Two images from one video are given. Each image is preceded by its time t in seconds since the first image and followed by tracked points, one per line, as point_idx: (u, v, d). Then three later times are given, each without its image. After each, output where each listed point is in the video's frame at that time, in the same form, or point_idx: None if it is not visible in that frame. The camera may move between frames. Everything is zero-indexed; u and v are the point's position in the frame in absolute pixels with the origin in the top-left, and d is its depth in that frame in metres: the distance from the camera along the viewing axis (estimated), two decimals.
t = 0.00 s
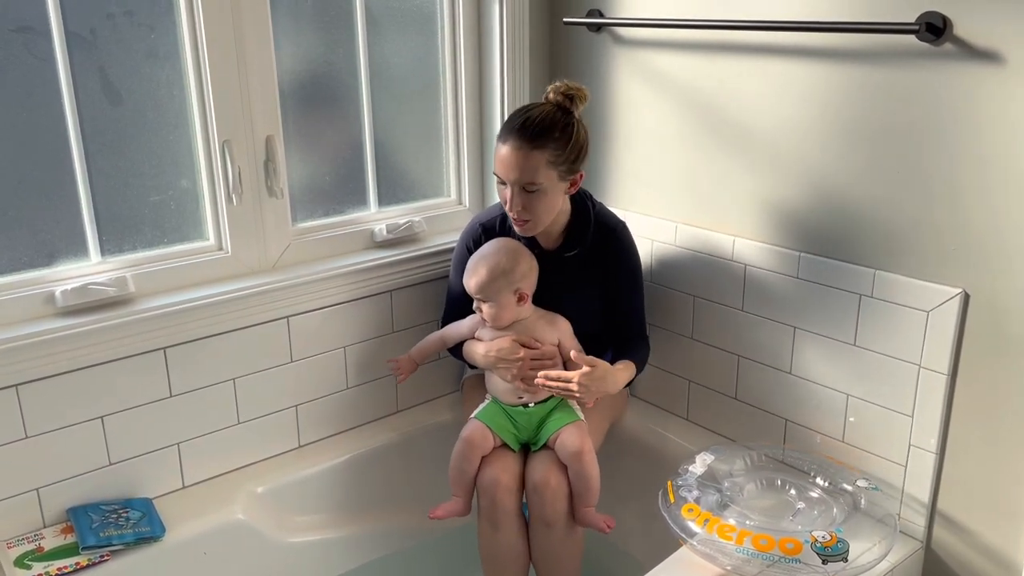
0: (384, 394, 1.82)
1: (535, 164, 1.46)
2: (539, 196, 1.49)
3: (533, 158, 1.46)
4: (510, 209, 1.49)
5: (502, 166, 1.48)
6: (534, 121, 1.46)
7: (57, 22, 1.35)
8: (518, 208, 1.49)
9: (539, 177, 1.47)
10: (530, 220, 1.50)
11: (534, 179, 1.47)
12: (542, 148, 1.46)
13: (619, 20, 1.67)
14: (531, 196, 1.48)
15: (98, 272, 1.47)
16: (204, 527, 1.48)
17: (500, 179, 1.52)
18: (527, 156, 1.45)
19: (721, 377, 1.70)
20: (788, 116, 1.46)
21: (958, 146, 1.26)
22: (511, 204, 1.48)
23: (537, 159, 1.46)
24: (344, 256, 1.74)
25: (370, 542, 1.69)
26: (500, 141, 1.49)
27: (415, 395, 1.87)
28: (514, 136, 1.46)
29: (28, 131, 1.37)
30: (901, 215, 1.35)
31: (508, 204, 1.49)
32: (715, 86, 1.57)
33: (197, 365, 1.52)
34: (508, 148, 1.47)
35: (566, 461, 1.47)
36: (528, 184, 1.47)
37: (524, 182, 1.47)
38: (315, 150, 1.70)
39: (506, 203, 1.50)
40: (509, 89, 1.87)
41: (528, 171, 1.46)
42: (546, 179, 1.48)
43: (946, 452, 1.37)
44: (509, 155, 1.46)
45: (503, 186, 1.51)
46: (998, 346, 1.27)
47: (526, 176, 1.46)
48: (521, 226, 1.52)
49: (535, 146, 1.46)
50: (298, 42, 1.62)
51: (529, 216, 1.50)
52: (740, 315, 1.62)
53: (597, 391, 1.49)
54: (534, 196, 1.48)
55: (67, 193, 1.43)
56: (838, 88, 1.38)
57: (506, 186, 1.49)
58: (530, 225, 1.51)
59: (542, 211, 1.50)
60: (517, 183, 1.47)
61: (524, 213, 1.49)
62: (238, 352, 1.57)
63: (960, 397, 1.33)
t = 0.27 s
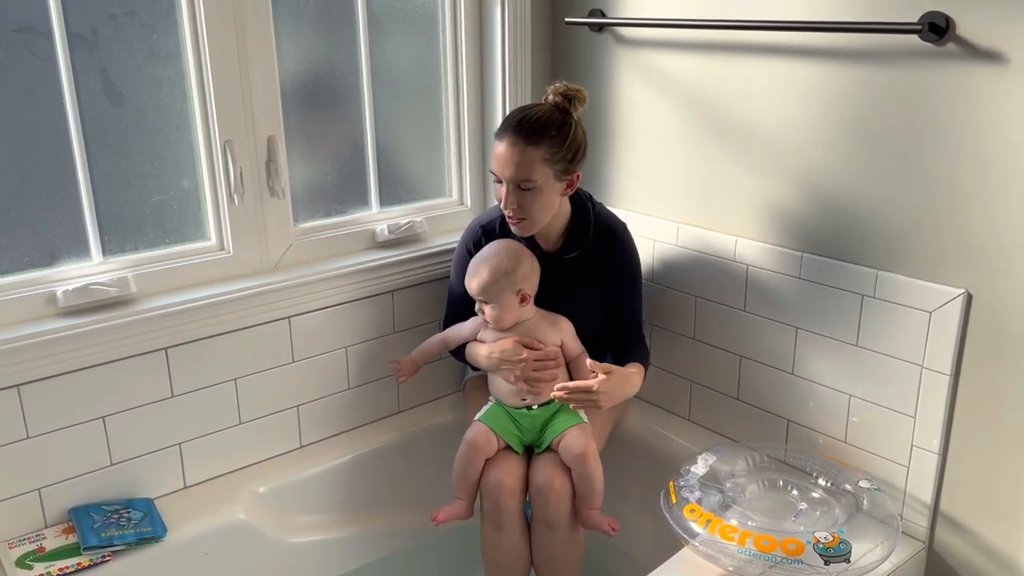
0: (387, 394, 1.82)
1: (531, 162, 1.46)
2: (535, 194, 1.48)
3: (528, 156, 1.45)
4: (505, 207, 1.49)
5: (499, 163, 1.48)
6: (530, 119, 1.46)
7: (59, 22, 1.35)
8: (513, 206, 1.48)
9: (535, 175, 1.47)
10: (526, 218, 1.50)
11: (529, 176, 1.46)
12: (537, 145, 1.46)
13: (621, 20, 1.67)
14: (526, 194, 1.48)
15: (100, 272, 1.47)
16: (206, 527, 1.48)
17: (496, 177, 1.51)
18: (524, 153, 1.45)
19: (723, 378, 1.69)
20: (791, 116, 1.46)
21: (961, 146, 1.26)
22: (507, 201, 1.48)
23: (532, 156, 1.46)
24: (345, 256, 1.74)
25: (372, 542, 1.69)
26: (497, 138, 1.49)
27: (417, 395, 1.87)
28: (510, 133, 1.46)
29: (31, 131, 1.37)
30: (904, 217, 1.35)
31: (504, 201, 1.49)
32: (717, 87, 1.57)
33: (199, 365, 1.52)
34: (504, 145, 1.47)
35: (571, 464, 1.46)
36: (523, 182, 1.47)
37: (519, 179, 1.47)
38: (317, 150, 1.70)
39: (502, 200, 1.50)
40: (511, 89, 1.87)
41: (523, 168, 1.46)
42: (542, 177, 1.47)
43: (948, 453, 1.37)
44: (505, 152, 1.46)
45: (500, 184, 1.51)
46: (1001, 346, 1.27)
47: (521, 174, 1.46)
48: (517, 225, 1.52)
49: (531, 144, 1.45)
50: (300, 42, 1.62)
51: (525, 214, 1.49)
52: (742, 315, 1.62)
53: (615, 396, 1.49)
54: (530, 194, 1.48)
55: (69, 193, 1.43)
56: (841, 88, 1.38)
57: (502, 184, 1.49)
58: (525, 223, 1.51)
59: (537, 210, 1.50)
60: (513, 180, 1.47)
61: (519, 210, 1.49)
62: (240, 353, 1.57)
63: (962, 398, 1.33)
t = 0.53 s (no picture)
0: (388, 395, 1.82)
1: (538, 148, 1.46)
2: (541, 181, 1.48)
3: (535, 140, 1.46)
4: (512, 196, 1.47)
5: (504, 152, 1.47)
6: (532, 107, 1.47)
7: (60, 23, 1.35)
8: (520, 195, 1.47)
9: (542, 160, 1.47)
10: (533, 208, 1.49)
11: (536, 162, 1.46)
12: (542, 131, 1.47)
13: (623, 20, 1.67)
14: (533, 181, 1.47)
15: (102, 272, 1.47)
16: (207, 528, 1.48)
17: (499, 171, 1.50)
18: (531, 137, 1.46)
19: (725, 378, 1.69)
20: (793, 116, 1.46)
21: (963, 146, 1.25)
22: (514, 190, 1.47)
23: (539, 141, 1.46)
24: (347, 256, 1.74)
25: (373, 543, 1.69)
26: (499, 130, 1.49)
27: (419, 395, 1.87)
28: (515, 121, 1.47)
29: (33, 131, 1.37)
30: (906, 217, 1.34)
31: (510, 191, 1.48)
32: (719, 87, 1.57)
33: (201, 366, 1.52)
34: (508, 133, 1.47)
35: (577, 465, 1.47)
36: (531, 168, 1.46)
37: (527, 165, 1.46)
38: (318, 150, 1.70)
39: (506, 192, 1.49)
40: (513, 89, 1.87)
41: (531, 154, 1.46)
42: (548, 163, 1.47)
43: (950, 454, 1.36)
44: (510, 139, 1.46)
45: (504, 176, 1.50)
46: (1003, 347, 1.27)
47: (528, 160, 1.46)
48: (523, 217, 1.50)
49: (536, 129, 1.46)
50: (302, 42, 1.62)
51: (532, 202, 1.48)
52: (744, 316, 1.62)
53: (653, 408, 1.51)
54: (537, 181, 1.47)
55: (70, 194, 1.43)
56: (843, 89, 1.38)
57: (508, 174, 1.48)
58: (531, 214, 1.49)
59: (544, 198, 1.49)
60: (518, 168, 1.47)
61: (527, 199, 1.48)
62: (242, 353, 1.57)
63: (965, 399, 1.33)
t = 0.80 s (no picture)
0: (390, 395, 1.82)
1: (554, 126, 1.50)
2: (562, 159, 1.51)
3: (551, 119, 1.50)
4: (541, 176, 1.48)
5: (522, 137, 1.49)
6: (535, 97, 1.52)
7: (63, 23, 1.35)
8: (547, 174, 1.49)
9: (560, 138, 1.51)
10: (557, 187, 1.51)
11: (556, 139, 1.50)
12: (554, 112, 1.51)
13: (624, 20, 1.66)
14: (554, 159, 1.50)
15: (104, 273, 1.47)
16: (209, 528, 1.48)
17: (514, 161, 1.51)
18: (546, 118, 1.49)
19: (726, 378, 1.69)
20: (795, 116, 1.46)
21: (966, 147, 1.25)
22: (542, 168, 1.48)
23: (554, 120, 1.50)
24: (349, 257, 1.74)
25: (375, 543, 1.69)
26: (508, 121, 1.51)
27: (420, 396, 1.87)
28: (525, 108, 1.50)
29: (35, 131, 1.37)
30: (909, 218, 1.34)
31: (537, 172, 1.48)
32: (721, 87, 1.57)
33: (203, 366, 1.52)
34: (523, 118, 1.49)
35: (585, 465, 1.47)
36: (552, 146, 1.50)
37: (548, 144, 1.49)
38: (320, 151, 1.70)
39: (530, 176, 1.49)
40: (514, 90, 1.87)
41: (550, 132, 1.49)
42: (564, 142, 1.51)
43: (953, 455, 1.36)
44: (527, 120, 1.49)
45: (522, 163, 1.50)
46: (1006, 348, 1.26)
47: (549, 137, 1.49)
48: (546, 200, 1.50)
49: (548, 110, 1.50)
50: (304, 43, 1.62)
51: (557, 180, 1.50)
52: (747, 316, 1.62)
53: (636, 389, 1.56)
54: (560, 158, 1.50)
55: (73, 194, 1.43)
56: (845, 89, 1.38)
57: (529, 158, 1.49)
58: (554, 195, 1.51)
59: (563, 178, 1.52)
60: (540, 148, 1.49)
61: (553, 177, 1.50)
62: (243, 354, 1.57)
63: (968, 400, 1.32)
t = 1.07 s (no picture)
0: (392, 396, 1.82)
1: (557, 128, 1.51)
2: (567, 160, 1.52)
3: (553, 122, 1.51)
4: (551, 178, 1.48)
5: (529, 140, 1.49)
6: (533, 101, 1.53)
7: (65, 24, 1.35)
8: (555, 176, 1.49)
9: (564, 140, 1.52)
10: (565, 188, 1.51)
11: (560, 140, 1.51)
12: (555, 114, 1.53)
13: (626, 20, 1.66)
14: (560, 161, 1.51)
15: (106, 273, 1.47)
16: (211, 529, 1.48)
17: (522, 166, 1.51)
18: (549, 120, 1.50)
19: (729, 379, 1.69)
20: (797, 117, 1.46)
21: (969, 147, 1.25)
22: (551, 170, 1.48)
23: (556, 122, 1.51)
24: (351, 257, 1.74)
25: (376, 544, 1.69)
26: (511, 126, 1.51)
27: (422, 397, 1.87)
28: (526, 112, 1.51)
29: (37, 132, 1.37)
30: (911, 218, 1.34)
31: (547, 174, 1.48)
32: (723, 88, 1.57)
33: (205, 367, 1.52)
34: (527, 121, 1.50)
35: (580, 466, 1.46)
36: (557, 148, 1.50)
37: (554, 145, 1.50)
38: (322, 151, 1.70)
39: (539, 179, 1.49)
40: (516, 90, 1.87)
41: (554, 134, 1.50)
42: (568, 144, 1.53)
43: (956, 455, 1.36)
44: (532, 123, 1.49)
45: (530, 167, 1.50)
46: (1009, 349, 1.26)
47: (554, 139, 1.50)
48: (554, 203, 1.51)
49: (549, 112, 1.51)
50: (306, 43, 1.62)
51: (565, 182, 1.51)
52: (749, 316, 1.61)
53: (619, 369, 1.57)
54: (565, 159, 1.51)
55: (75, 195, 1.43)
56: (848, 89, 1.38)
57: (537, 161, 1.49)
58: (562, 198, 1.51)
59: (569, 180, 1.52)
60: (546, 150, 1.49)
61: (562, 179, 1.50)
62: (245, 354, 1.57)
63: (970, 401, 1.32)
